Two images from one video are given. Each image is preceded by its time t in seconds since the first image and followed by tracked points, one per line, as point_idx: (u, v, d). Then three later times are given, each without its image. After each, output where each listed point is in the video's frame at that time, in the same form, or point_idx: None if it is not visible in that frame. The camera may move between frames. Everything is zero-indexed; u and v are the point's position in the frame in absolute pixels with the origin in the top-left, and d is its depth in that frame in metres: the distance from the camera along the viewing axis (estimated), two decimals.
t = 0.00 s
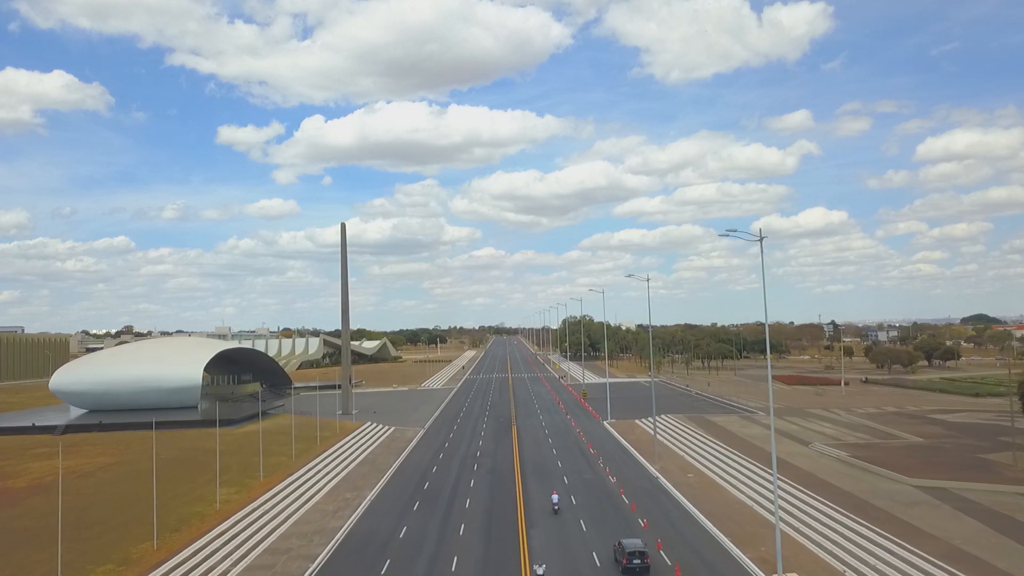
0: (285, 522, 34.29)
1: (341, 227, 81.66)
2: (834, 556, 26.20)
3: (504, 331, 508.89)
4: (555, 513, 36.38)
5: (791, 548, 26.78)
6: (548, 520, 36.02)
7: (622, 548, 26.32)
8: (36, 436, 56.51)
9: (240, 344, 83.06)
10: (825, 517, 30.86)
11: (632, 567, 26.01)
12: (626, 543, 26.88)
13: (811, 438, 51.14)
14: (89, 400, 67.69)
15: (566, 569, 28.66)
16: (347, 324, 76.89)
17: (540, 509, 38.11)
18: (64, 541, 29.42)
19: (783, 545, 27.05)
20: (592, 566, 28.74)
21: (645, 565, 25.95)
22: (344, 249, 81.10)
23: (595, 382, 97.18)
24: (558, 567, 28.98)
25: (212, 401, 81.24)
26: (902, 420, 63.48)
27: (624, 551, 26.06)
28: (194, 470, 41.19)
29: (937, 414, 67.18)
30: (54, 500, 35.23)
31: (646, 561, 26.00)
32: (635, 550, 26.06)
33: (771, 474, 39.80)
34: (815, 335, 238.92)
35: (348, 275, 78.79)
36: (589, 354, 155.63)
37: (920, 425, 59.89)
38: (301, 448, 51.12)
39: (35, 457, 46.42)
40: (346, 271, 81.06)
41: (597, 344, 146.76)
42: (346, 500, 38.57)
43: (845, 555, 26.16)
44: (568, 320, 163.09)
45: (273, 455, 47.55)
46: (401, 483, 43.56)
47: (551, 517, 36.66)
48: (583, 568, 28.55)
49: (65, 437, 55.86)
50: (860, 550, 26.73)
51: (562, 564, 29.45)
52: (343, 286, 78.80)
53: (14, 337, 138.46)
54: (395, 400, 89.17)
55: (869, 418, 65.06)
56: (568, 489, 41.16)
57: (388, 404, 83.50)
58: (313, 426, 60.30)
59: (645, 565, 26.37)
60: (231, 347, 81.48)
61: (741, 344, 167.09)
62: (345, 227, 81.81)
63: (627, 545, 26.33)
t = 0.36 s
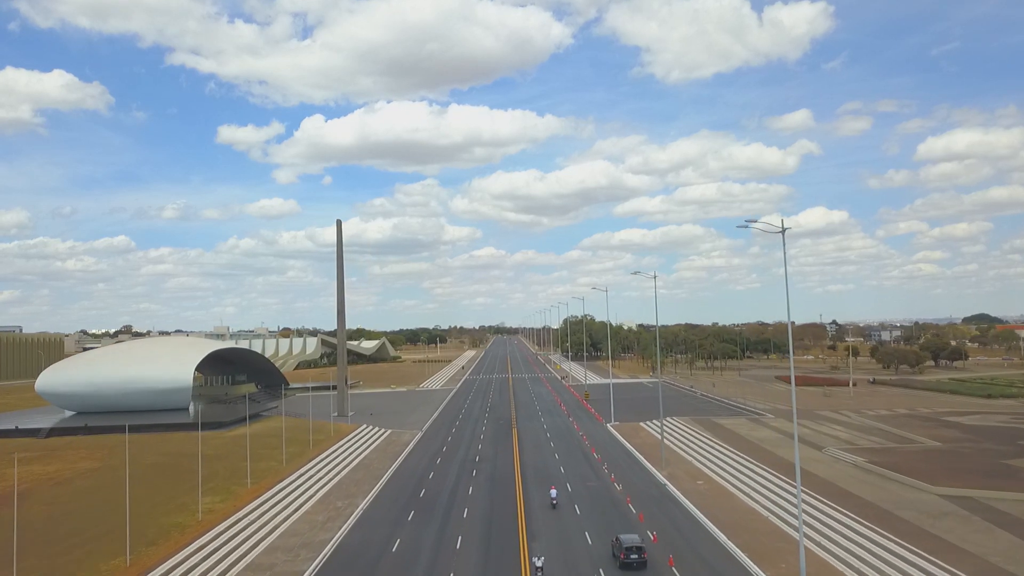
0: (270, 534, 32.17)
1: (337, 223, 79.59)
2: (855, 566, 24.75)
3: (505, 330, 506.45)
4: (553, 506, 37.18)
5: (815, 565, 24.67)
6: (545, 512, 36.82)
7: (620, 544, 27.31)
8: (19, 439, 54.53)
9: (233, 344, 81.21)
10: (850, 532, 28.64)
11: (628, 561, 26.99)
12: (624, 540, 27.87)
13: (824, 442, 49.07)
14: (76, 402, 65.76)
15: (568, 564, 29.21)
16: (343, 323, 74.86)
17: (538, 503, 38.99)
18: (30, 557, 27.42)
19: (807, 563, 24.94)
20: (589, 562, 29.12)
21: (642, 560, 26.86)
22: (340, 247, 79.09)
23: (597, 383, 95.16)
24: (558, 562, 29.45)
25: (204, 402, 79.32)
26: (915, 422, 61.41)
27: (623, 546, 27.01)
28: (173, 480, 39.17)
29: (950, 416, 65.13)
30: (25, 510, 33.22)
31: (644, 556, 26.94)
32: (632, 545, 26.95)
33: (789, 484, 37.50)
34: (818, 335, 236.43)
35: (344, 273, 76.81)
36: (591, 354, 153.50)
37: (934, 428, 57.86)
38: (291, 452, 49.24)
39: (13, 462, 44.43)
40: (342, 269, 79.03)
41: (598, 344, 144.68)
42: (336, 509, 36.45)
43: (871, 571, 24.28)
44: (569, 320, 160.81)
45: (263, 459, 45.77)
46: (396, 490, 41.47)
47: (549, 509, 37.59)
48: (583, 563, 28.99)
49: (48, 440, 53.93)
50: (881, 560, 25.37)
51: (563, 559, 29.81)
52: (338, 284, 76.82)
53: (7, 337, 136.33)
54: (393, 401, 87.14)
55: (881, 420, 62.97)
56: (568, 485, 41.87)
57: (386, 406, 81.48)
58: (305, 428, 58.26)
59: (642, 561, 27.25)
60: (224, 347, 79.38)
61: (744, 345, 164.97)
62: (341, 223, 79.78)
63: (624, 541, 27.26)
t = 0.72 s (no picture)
0: (254, 547, 30.12)
1: (333, 220, 77.68)
2: (854, 569, 24.59)
3: (505, 330, 503.95)
4: (552, 502, 37.48)
5: None
6: (545, 509, 37.12)
7: (618, 539, 27.44)
8: (2, 443, 52.69)
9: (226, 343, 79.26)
10: (876, 547, 26.67)
11: (626, 557, 27.06)
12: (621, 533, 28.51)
13: (837, 447, 47.20)
14: (63, 404, 64.02)
15: (567, 560, 29.19)
16: (339, 322, 72.95)
17: (538, 499, 39.36)
18: None
19: None
20: (588, 558, 29.13)
21: (640, 555, 26.95)
22: (336, 244, 77.19)
23: (600, 384, 93.19)
24: (557, 558, 29.49)
25: (196, 403, 77.48)
26: (930, 425, 59.39)
27: (620, 542, 27.18)
28: (156, 487, 37.38)
29: (965, 419, 63.11)
30: None
31: (641, 551, 27.06)
32: (630, 540, 27.07)
33: (807, 495, 35.46)
34: (821, 335, 234.35)
35: (340, 271, 74.91)
36: (592, 354, 151.42)
37: (951, 431, 55.84)
38: (282, 456, 47.54)
39: None
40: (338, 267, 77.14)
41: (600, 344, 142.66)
42: (326, 520, 34.42)
43: None
44: (570, 319, 158.82)
45: (253, 465, 43.94)
46: (390, 499, 39.49)
47: (548, 505, 37.89)
48: (581, 560, 28.96)
49: (31, 443, 52.13)
50: (888, 566, 24.74)
51: (561, 555, 29.91)
52: (334, 282, 74.96)
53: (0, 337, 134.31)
54: (391, 402, 85.22)
55: (894, 423, 60.96)
56: (568, 484, 42.10)
57: (383, 407, 79.58)
58: (297, 431, 56.36)
59: (640, 556, 27.32)
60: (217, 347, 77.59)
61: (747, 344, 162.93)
62: (337, 220, 77.81)
63: (623, 536, 27.41)
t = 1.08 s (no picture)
0: (237, 562, 28.13)
1: (328, 217, 75.64)
2: None
3: (506, 330, 502.10)
4: (551, 498, 38.35)
5: None
6: (544, 504, 38.01)
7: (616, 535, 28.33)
8: None
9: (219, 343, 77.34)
10: (910, 567, 24.52)
11: (624, 552, 27.92)
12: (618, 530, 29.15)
13: (853, 453, 45.12)
14: (49, 406, 61.99)
15: (566, 553, 29.94)
16: (334, 322, 70.90)
17: (537, 494, 40.29)
18: None
19: None
20: (586, 550, 29.99)
21: (637, 550, 27.86)
22: (331, 242, 75.18)
23: (602, 385, 91.19)
24: (556, 550, 30.28)
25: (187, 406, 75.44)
26: (946, 429, 57.31)
27: (618, 538, 28.05)
28: (135, 496, 35.41)
29: (980, 422, 61.05)
30: None
31: (639, 546, 27.90)
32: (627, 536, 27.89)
33: (828, 508, 33.31)
34: (824, 335, 232.68)
35: (336, 270, 72.85)
36: (594, 355, 149.49)
37: (968, 435, 53.82)
38: (273, 461, 45.69)
39: None
40: (333, 266, 75.01)
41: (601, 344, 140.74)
42: (315, 531, 32.40)
43: None
44: (571, 320, 156.41)
45: (240, 472, 41.97)
46: (384, 508, 37.47)
47: (547, 501, 38.81)
48: (580, 553, 29.71)
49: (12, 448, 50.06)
50: None
51: (559, 548, 30.78)
52: (330, 281, 72.94)
53: None
54: (388, 404, 83.18)
55: (909, 427, 58.81)
56: (567, 480, 42.91)
57: (380, 409, 77.48)
58: (289, 434, 54.28)
59: (636, 551, 28.15)
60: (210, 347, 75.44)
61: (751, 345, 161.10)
62: (333, 217, 75.80)
63: (620, 532, 28.29)
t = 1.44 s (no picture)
0: None
1: (323, 214, 73.79)
2: None
3: (506, 330, 500.04)
4: (551, 494, 38.73)
5: None
6: (542, 501, 38.37)
7: (614, 531, 28.84)
8: None
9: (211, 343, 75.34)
10: None
11: (622, 548, 28.45)
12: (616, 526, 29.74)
13: (870, 459, 43.01)
14: (35, 409, 60.01)
15: (564, 547, 30.59)
16: (329, 322, 68.98)
17: (537, 491, 40.67)
18: None
19: None
20: (584, 544, 30.68)
21: (635, 546, 28.34)
22: (326, 240, 73.23)
23: (604, 387, 89.26)
24: (554, 544, 31.01)
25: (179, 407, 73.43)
26: (962, 432, 55.31)
27: (616, 533, 28.60)
28: (112, 507, 33.47)
29: (996, 425, 59.06)
30: None
31: (636, 542, 28.39)
32: (626, 532, 28.52)
33: (849, 519, 31.33)
34: (826, 335, 231.16)
35: (331, 268, 70.90)
36: (595, 355, 147.74)
37: (986, 439, 51.80)
38: (261, 467, 43.82)
39: None
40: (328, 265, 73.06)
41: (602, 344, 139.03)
42: (302, 544, 30.44)
43: None
44: (572, 319, 154.32)
45: (225, 479, 40.08)
46: (376, 519, 35.51)
47: (546, 498, 39.18)
48: (578, 548, 30.29)
49: None
50: None
51: (558, 542, 31.50)
52: (325, 280, 71.07)
53: None
54: (385, 406, 81.20)
55: (923, 430, 56.78)
56: (565, 478, 43.31)
57: (377, 412, 75.52)
58: (279, 438, 52.22)
59: (635, 547, 28.55)
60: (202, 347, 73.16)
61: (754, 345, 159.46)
62: (328, 214, 73.92)
63: (618, 528, 28.78)
